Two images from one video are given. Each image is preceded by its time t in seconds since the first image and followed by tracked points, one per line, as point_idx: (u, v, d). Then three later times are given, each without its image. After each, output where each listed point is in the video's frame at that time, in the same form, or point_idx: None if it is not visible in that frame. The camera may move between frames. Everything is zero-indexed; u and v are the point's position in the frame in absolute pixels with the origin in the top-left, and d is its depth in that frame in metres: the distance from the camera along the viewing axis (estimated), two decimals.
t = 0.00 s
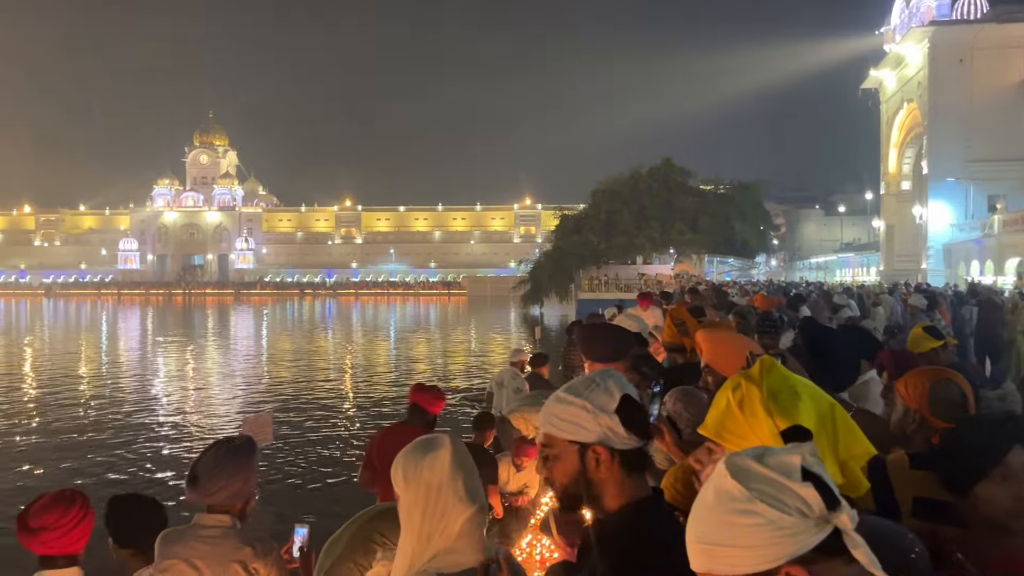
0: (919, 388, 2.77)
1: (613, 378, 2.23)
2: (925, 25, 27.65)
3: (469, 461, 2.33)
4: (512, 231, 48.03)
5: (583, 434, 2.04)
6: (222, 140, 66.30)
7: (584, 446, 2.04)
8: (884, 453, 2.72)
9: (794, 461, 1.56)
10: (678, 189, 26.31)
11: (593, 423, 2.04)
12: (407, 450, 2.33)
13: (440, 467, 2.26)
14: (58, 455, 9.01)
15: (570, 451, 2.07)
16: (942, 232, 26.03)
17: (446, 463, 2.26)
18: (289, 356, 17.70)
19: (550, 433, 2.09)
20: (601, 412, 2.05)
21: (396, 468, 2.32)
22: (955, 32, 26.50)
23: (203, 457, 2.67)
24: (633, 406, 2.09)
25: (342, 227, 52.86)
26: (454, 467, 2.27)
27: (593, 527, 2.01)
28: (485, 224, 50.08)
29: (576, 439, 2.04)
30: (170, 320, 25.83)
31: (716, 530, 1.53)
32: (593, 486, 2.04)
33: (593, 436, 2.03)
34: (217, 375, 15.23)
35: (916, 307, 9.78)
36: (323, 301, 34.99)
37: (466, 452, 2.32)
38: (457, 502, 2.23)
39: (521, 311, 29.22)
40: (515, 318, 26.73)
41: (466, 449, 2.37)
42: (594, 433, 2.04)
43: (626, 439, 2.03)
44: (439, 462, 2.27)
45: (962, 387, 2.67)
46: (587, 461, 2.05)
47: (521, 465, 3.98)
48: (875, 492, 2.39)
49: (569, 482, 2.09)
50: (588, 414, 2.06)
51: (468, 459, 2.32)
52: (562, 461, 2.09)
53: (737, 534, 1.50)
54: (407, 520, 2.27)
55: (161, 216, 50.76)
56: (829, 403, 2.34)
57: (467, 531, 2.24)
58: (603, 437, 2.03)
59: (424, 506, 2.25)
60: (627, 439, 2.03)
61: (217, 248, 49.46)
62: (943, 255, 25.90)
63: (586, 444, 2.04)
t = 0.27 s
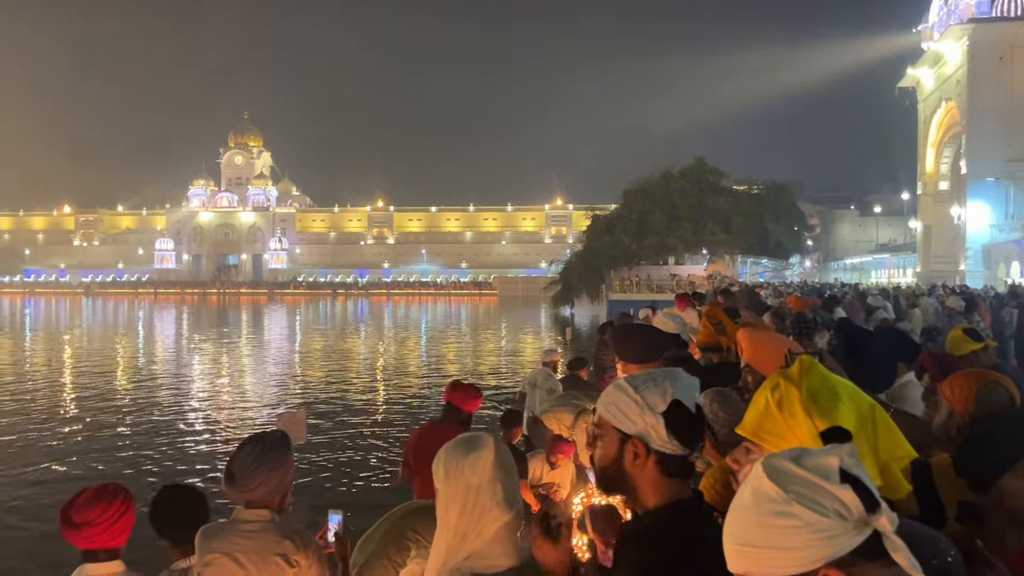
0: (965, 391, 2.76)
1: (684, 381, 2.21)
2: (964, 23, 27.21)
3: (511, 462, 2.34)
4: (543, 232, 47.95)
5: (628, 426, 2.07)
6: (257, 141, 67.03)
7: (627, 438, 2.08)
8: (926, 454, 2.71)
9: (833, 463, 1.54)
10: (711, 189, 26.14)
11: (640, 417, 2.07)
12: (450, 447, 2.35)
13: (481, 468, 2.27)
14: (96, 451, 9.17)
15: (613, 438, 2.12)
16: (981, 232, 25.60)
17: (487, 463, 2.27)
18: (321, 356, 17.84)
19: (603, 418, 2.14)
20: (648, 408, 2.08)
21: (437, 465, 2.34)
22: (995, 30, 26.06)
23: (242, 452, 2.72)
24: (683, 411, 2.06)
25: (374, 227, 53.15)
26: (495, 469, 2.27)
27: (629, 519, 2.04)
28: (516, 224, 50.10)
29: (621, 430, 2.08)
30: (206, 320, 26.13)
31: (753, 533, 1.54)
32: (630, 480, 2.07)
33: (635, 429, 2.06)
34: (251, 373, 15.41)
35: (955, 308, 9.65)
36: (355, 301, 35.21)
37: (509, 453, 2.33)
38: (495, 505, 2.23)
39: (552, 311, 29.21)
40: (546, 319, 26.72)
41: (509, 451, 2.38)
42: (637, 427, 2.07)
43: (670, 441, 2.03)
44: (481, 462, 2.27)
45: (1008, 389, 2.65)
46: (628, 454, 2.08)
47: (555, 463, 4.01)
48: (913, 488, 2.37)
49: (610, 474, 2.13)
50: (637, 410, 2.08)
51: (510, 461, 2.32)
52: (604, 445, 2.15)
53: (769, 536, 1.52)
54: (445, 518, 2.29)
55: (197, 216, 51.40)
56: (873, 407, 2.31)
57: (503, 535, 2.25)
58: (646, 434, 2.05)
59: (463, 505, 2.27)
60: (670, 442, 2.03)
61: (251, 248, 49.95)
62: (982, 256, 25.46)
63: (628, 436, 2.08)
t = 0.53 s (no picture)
0: (1018, 398, 2.77)
1: (749, 384, 2.32)
2: (1008, 20, 26.65)
3: (553, 466, 2.35)
4: (577, 232, 47.78)
5: (685, 423, 2.22)
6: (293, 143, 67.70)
7: (684, 434, 2.23)
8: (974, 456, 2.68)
9: (877, 465, 1.53)
10: (747, 190, 25.91)
11: (701, 417, 2.20)
12: (493, 446, 2.37)
13: (523, 470, 2.27)
14: (137, 447, 9.36)
15: (670, 433, 2.28)
16: None
17: (530, 466, 2.28)
18: (356, 355, 17.98)
19: (665, 412, 2.30)
20: (708, 410, 2.21)
21: (481, 464, 2.35)
22: None
23: (282, 449, 2.76)
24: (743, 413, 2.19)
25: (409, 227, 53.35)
26: (537, 472, 2.28)
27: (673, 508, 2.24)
28: (549, 225, 50.02)
29: (680, 425, 2.23)
30: (244, 319, 26.43)
31: (797, 535, 1.53)
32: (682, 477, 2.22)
33: (693, 428, 2.20)
34: (287, 371, 15.61)
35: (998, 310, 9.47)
36: (390, 301, 35.39)
37: (551, 458, 2.34)
38: (537, 509, 2.24)
39: (586, 312, 29.15)
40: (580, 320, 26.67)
41: (552, 455, 2.38)
42: (693, 425, 2.21)
43: (726, 444, 2.16)
44: (524, 465, 2.28)
45: None
46: (683, 448, 2.23)
47: (591, 464, 4.01)
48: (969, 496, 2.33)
49: (663, 468, 2.28)
50: (697, 408, 2.22)
51: (552, 464, 2.33)
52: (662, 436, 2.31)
53: (811, 536, 1.51)
54: (484, 517, 2.31)
55: (234, 216, 51.99)
56: (917, 408, 2.28)
57: (542, 538, 2.26)
58: (703, 433, 2.19)
59: (502, 507, 2.28)
60: (723, 446, 2.17)
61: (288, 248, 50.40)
62: None
63: (686, 432, 2.23)
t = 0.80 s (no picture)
0: None
1: (807, 387, 2.51)
2: None
3: (595, 467, 2.34)
4: (612, 233, 47.58)
5: (742, 424, 2.36)
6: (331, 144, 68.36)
7: (739, 435, 2.36)
8: None
9: (924, 467, 1.51)
10: (785, 190, 25.63)
11: (759, 418, 2.34)
12: (534, 447, 2.36)
13: (565, 474, 2.27)
14: (176, 442, 9.54)
15: (726, 436, 2.41)
16: None
17: (571, 469, 2.26)
18: (392, 355, 18.09)
19: (722, 414, 2.44)
20: (766, 413, 2.35)
21: (523, 464, 2.35)
22: None
23: (322, 447, 2.81)
24: (801, 418, 2.32)
25: (444, 228, 53.53)
26: (578, 476, 2.27)
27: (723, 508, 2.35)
28: (584, 226, 49.89)
29: (737, 426, 2.37)
30: (281, 318, 26.72)
31: (841, 538, 1.52)
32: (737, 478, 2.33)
33: (750, 429, 2.34)
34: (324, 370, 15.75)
35: None
36: (425, 301, 35.53)
37: (591, 461, 2.33)
38: (578, 514, 2.24)
39: (621, 313, 29.05)
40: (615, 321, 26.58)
41: (592, 457, 2.37)
42: (751, 426, 2.34)
43: (784, 448, 2.29)
44: (566, 468, 2.27)
45: None
46: (738, 450, 2.36)
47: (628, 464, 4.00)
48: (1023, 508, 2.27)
49: (719, 469, 2.40)
50: (754, 410, 2.36)
51: (592, 467, 2.32)
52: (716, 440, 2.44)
53: (856, 539, 1.50)
54: (525, 518, 2.32)
55: (272, 217, 52.56)
56: (961, 410, 2.25)
57: (583, 542, 2.26)
58: (760, 435, 2.32)
59: (544, 509, 2.28)
60: (783, 449, 2.30)
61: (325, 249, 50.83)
62: None
63: (741, 433, 2.35)
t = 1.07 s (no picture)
0: None
1: (862, 392, 2.59)
2: None
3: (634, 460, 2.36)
4: (652, 234, 47.30)
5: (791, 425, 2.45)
6: (371, 145, 68.87)
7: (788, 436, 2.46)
8: None
9: (976, 472, 1.49)
10: (828, 190, 25.29)
11: (808, 422, 2.43)
12: (570, 449, 2.41)
13: (602, 467, 2.30)
14: (219, 441, 9.70)
15: (775, 437, 2.52)
16: None
17: (607, 464, 2.29)
18: (431, 355, 18.20)
19: (776, 416, 2.55)
20: (817, 417, 2.43)
21: (562, 467, 2.39)
22: None
23: (368, 447, 2.86)
24: (851, 421, 2.40)
25: (484, 229, 53.64)
26: (617, 468, 2.29)
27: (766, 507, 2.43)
28: (624, 227, 49.66)
29: (787, 428, 2.46)
30: (323, 318, 26.99)
31: (892, 540, 1.53)
32: (786, 480, 2.38)
33: (800, 431, 2.42)
34: (364, 370, 15.88)
35: None
36: (464, 302, 35.65)
37: (629, 453, 2.35)
38: (621, 506, 2.25)
39: (660, 315, 28.91)
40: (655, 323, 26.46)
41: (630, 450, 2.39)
42: (801, 430, 2.43)
43: (834, 453, 2.34)
44: (603, 463, 2.30)
45: None
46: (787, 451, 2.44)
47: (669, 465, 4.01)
48: None
49: (769, 468, 2.48)
50: (806, 415, 2.45)
51: (631, 459, 2.34)
52: (772, 442, 2.54)
53: (906, 541, 1.52)
54: (571, 518, 2.35)
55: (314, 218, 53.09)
56: (1010, 409, 2.23)
57: (630, 532, 2.26)
58: (809, 437, 2.40)
59: (587, 507, 2.31)
60: (830, 454, 2.35)
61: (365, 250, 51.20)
62: None
63: (790, 435, 2.45)
